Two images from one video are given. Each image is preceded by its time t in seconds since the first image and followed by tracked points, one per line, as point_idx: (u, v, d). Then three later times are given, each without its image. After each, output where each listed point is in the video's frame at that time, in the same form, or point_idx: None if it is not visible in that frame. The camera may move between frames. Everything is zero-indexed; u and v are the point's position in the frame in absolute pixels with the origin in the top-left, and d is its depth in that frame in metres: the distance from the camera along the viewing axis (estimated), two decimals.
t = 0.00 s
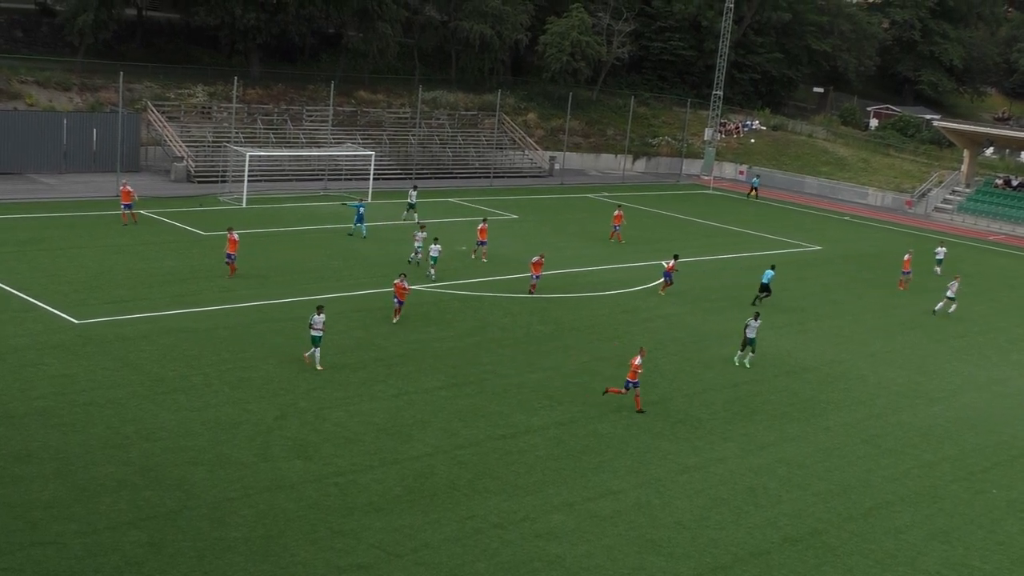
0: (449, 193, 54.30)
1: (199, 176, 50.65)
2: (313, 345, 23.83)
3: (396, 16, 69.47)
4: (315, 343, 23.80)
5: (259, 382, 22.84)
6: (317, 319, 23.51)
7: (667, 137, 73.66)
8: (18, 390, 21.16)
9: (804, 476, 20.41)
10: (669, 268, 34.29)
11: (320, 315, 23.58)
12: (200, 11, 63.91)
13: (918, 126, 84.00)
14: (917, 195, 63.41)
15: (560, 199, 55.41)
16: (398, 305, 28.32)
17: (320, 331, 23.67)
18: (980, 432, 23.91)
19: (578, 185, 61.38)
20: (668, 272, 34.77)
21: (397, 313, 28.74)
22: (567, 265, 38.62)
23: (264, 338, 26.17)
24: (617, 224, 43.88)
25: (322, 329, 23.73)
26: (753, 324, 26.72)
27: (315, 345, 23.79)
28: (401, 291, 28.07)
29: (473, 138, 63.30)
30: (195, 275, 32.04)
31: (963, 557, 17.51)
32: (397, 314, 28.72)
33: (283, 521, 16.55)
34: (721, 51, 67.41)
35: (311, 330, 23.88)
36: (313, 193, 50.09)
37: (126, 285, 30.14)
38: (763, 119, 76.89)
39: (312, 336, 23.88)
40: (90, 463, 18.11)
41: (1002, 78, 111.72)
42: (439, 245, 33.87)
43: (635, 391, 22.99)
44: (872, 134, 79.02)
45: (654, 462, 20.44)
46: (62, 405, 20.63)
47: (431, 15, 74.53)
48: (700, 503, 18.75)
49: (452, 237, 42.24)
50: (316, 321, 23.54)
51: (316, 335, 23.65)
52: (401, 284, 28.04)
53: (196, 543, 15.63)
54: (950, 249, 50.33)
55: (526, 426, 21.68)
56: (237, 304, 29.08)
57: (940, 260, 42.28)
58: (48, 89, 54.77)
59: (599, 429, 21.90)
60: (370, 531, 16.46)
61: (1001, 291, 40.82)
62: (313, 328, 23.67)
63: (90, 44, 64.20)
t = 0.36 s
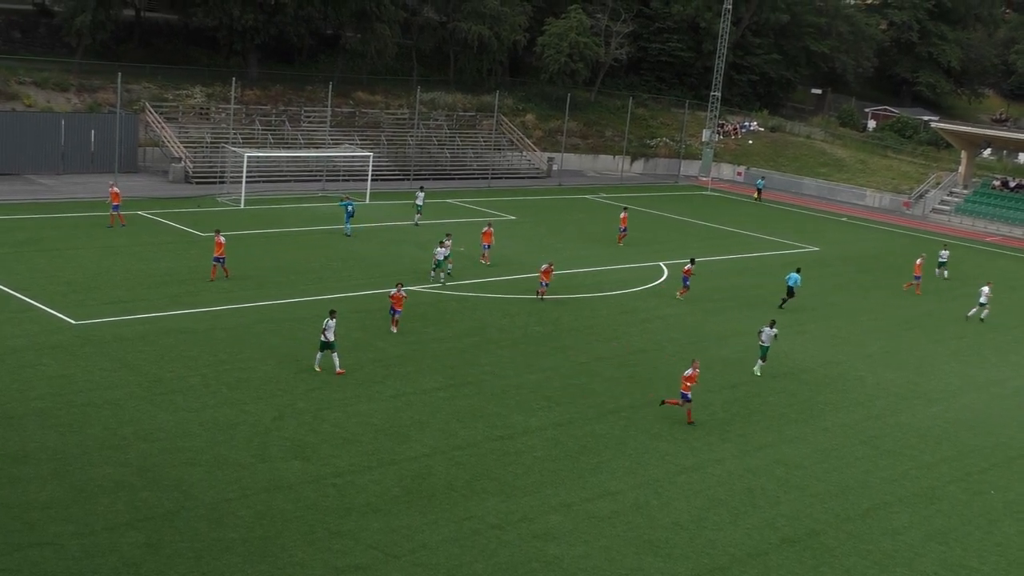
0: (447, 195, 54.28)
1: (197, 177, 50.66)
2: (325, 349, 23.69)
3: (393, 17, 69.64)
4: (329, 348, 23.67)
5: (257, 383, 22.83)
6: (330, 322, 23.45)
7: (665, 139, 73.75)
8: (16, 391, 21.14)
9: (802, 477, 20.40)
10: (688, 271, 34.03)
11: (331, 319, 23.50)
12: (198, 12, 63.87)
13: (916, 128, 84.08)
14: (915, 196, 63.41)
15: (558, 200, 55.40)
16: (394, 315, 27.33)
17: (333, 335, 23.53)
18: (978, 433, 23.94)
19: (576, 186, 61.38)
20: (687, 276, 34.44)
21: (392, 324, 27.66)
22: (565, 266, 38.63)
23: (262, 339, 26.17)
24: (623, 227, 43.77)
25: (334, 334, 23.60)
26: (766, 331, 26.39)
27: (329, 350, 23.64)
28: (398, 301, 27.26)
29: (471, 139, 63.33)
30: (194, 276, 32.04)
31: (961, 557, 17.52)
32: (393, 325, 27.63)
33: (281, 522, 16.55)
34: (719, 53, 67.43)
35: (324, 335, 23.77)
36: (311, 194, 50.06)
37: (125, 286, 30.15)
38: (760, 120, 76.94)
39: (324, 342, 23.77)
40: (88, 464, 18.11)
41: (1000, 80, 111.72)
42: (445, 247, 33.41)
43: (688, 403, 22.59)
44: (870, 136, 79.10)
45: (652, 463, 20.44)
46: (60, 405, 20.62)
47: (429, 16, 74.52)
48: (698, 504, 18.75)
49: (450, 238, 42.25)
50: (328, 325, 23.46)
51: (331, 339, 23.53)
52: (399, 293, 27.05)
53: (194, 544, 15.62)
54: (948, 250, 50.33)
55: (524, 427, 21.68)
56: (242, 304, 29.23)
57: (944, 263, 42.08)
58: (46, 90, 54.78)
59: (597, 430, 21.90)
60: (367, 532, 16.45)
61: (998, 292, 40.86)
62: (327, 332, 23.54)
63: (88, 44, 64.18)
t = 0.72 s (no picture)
0: (447, 195, 54.26)
1: (196, 178, 50.65)
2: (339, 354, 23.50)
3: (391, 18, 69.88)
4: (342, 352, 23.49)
5: (256, 384, 22.81)
6: (343, 326, 23.29)
7: (663, 139, 73.79)
8: (13, 392, 21.12)
9: (801, 478, 20.39)
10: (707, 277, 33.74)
11: (345, 323, 23.36)
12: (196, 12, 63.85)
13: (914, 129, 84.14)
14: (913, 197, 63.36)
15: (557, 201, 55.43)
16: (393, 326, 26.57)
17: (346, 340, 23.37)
18: (976, 434, 23.96)
19: (575, 187, 61.37)
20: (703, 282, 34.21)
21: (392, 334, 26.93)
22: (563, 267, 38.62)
23: (261, 340, 26.15)
24: (631, 229, 43.69)
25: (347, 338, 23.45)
26: (784, 343, 25.75)
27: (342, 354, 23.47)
28: (398, 312, 26.36)
29: (469, 139, 63.33)
30: (192, 277, 32.02)
31: (960, 558, 17.52)
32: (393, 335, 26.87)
33: (279, 523, 16.54)
34: (718, 54, 67.41)
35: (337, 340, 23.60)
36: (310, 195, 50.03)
37: (124, 287, 30.16)
38: (759, 121, 76.92)
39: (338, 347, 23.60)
40: (86, 465, 18.08)
41: (998, 81, 111.79)
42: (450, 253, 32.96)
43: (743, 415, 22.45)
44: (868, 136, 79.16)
45: (651, 463, 20.43)
46: (59, 406, 20.60)
47: (427, 16, 74.41)
48: (697, 505, 18.74)
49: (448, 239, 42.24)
50: (342, 329, 23.32)
51: (343, 343, 23.38)
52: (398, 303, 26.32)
53: (193, 545, 15.61)
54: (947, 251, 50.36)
55: (523, 428, 21.67)
56: (244, 304, 29.28)
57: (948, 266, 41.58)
58: (44, 91, 54.75)
59: (596, 431, 21.89)
60: (366, 533, 16.44)
61: (997, 293, 40.89)
62: (339, 337, 23.38)
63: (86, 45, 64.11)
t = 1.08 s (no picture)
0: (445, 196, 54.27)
1: (195, 179, 50.63)
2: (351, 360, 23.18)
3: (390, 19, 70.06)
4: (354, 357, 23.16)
5: (254, 385, 22.79)
6: (356, 332, 22.96)
7: (662, 140, 73.81)
8: (11, 393, 21.11)
9: (800, 479, 20.40)
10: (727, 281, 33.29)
11: (360, 329, 22.98)
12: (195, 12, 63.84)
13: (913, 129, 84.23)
14: (912, 198, 63.35)
15: (556, 202, 55.43)
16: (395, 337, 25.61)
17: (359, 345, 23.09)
18: (975, 434, 23.99)
19: (573, 188, 61.38)
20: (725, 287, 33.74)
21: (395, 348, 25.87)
22: (562, 267, 38.66)
23: (260, 340, 26.15)
24: (639, 231, 43.65)
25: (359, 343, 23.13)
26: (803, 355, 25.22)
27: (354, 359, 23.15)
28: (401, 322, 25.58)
29: (468, 140, 63.36)
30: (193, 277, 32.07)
31: (958, 559, 17.53)
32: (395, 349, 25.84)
33: (278, 523, 16.53)
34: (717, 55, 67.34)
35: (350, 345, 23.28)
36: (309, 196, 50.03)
37: (123, 287, 30.17)
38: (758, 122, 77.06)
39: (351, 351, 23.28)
40: (85, 466, 18.07)
41: (997, 82, 111.89)
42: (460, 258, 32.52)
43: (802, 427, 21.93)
44: (867, 137, 79.22)
45: (650, 464, 20.43)
46: (58, 407, 20.58)
47: (426, 18, 74.49)
48: (695, 505, 18.75)
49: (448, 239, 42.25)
50: (355, 334, 23.01)
51: (357, 349, 23.06)
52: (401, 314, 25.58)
53: (191, 545, 15.61)
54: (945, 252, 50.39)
55: (521, 429, 21.66)
56: (243, 305, 29.29)
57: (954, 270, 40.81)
58: (43, 91, 54.72)
59: (595, 432, 21.88)
60: (364, 533, 16.44)
61: (996, 293, 40.92)
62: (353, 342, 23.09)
63: (85, 46, 64.12)
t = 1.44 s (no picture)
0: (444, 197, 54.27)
1: (193, 180, 50.63)
2: (363, 365, 23.12)
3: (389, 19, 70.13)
4: (366, 363, 23.07)
5: (253, 386, 22.79)
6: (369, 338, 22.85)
7: (661, 141, 73.84)
8: (10, 394, 21.11)
9: (799, 480, 20.41)
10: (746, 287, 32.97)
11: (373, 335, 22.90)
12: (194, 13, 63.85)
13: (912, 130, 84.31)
14: (911, 199, 63.36)
15: (554, 202, 55.44)
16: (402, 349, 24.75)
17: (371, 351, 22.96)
18: (974, 434, 24.01)
19: (573, 188, 61.40)
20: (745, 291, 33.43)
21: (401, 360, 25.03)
22: (561, 268, 38.71)
23: (259, 341, 26.17)
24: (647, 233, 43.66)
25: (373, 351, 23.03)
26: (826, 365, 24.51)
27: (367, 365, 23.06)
28: (407, 334, 24.71)
29: (467, 140, 63.37)
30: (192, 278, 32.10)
31: (957, 560, 17.54)
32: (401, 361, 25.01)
33: (278, 524, 16.53)
34: (715, 55, 66.95)
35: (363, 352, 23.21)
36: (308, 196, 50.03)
37: (122, 288, 30.17)
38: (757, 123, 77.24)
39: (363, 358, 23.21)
40: (84, 466, 18.06)
41: (996, 83, 112.02)
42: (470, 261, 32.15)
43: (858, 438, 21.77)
44: (866, 138, 79.29)
45: (649, 465, 20.43)
46: (57, 408, 20.58)
47: (425, 18, 74.68)
48: (694, 506, 18.76)
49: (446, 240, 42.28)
50: (368, 341, 22.92)
51: (369, 355, 22.94)
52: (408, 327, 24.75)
53: (190, 546, 15.61)
54: (943, 253, 50.43)
55: (520, 430, 21.66)
56: (242, 306, 29.31)
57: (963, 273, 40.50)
58: (42, 92, 54.69)
59: (594, 433, 21.88)
60: (363, 534, 16.44)
61: (994, 294, 40.98)
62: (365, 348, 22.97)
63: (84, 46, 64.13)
